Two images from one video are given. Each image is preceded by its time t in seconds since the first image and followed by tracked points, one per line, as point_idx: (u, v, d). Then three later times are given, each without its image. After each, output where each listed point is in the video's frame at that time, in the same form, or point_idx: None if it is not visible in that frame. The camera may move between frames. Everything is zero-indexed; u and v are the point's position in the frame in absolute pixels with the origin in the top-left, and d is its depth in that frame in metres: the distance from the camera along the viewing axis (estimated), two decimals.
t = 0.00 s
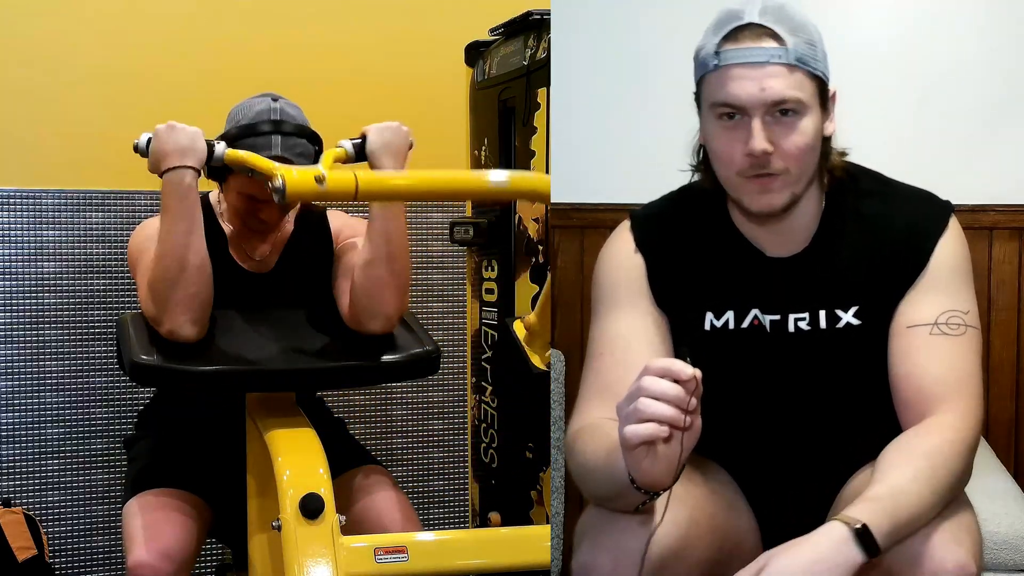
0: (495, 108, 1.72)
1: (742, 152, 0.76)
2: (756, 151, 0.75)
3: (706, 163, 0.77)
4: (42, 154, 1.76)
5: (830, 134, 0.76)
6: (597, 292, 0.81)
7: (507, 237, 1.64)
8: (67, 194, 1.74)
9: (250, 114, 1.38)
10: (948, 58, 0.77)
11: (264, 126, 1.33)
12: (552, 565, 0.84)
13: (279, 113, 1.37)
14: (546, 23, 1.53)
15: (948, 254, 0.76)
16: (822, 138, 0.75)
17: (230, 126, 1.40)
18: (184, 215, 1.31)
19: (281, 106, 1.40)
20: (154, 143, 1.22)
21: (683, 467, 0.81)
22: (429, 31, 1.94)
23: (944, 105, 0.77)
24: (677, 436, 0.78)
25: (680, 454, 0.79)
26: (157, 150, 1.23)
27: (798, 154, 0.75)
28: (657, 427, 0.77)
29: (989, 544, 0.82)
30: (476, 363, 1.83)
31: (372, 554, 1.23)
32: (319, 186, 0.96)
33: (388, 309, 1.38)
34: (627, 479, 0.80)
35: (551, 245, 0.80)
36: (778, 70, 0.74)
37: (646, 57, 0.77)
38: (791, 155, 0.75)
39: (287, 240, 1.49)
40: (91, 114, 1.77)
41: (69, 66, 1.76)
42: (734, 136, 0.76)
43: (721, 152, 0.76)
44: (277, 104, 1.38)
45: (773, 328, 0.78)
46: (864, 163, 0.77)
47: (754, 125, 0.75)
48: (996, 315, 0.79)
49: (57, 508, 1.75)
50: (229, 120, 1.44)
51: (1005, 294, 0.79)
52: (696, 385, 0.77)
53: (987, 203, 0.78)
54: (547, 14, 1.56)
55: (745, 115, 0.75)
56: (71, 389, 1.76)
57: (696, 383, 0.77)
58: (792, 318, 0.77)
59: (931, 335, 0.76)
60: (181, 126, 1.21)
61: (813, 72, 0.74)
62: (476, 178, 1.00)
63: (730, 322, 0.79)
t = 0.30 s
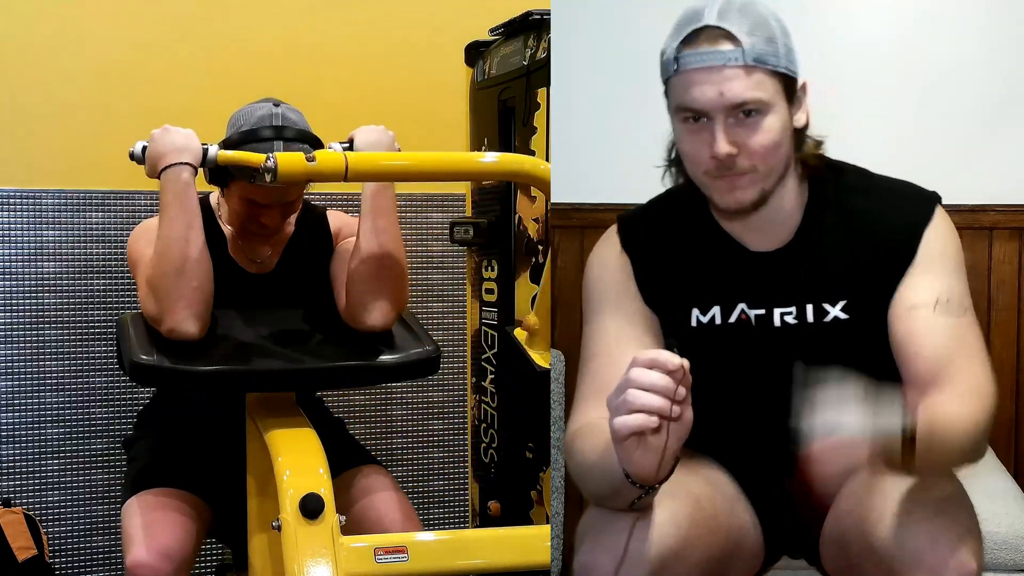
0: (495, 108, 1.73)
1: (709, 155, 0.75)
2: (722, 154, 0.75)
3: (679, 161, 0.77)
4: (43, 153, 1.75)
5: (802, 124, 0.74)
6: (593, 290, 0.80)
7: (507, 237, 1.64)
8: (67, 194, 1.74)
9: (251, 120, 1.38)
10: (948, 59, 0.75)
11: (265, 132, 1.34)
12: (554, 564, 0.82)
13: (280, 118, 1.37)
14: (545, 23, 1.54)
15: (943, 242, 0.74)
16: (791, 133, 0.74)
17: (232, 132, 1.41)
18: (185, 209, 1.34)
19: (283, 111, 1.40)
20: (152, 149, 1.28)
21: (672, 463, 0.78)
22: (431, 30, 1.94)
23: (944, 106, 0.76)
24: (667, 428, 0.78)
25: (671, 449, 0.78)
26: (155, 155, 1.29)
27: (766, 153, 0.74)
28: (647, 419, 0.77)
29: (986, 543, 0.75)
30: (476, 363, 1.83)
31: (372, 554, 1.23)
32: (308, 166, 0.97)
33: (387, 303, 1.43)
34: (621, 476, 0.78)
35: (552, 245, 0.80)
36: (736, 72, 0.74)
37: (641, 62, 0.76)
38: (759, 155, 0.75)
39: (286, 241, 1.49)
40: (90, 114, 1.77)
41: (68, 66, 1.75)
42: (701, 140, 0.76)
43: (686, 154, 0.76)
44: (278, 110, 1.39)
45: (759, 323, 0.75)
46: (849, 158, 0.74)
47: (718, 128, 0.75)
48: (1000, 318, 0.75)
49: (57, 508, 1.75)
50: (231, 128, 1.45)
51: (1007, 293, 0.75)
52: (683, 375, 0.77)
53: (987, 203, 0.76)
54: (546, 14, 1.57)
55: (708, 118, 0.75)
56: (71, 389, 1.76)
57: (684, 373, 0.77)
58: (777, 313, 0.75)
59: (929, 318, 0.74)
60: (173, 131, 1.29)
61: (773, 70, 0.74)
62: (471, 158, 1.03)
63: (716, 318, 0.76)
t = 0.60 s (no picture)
0: (495, 109, 1.73)
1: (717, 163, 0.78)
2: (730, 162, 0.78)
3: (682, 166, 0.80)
4: (43, 152, 1.76)
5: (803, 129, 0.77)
6: (592, 294, 0.84)
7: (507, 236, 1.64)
8: (66, 194, 1.75)
9: (254, 109, 1.37)
10: (948, 59, 0.78)
11: (271, 124, 1.34)
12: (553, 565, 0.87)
13: (284, 109, 1.37)
14: (545, 23, 1.54)
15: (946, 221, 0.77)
16: (796, 138, 0.77)
17: (233, 121, 1.40)
18: (189, 221, 1.34)
19: (286, 101, 1.40)
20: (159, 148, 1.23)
21: (673, 457, 0.82)
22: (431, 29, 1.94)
23: (943, 107, 0.78)
24: (667, 421, 0.81)
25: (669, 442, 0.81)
26: (161, 154, 1.24)
27: (772, 160, 0.77)
28: (646, 412, 0.80)
29: (986, 544, 0.80)
30: (476, 363, 1.83)
31: (372, 554, 1.24)
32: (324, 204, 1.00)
33: (394, 315, 1.36)
34: (621, 474, 0.82)
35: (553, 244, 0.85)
36: (744, 81, 0.76)
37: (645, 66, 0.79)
38: (766, 162, 0.77)
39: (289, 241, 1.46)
40: (90, 114, 1.77)
41: (68, 66, 1.76)
42: (708, 148, 0.78)
43: (696, 164, 0.79)
44: (282, 100, 1.38)
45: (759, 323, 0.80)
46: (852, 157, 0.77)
47: (727, 137, 0.77)
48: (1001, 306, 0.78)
49: (57, 508, 1.75)
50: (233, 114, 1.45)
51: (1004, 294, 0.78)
52: (683, 369, 0.80)
53: (988, 203, 0.78)
54: (546, 14, 1.57)
55: (715, 128, 0.77)
56: (71, 389, 1.76)
57: (684, 367, 0.80)
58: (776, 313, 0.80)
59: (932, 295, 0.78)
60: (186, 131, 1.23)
61: (780, 77, 0.76)
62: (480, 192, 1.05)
63: (715, 320, 0.81)
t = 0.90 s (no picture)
0: (495, 109, 1.72)
1: (703, 152, 0.81)
2: (717, 150, 0.81)
3: (672, 161, 0.82)
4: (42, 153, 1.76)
5: (793, 126, 0.80)
6: (590, 294, 0.86)
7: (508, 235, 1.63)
8: (66, 194, 1.76)
9: (255, 101, 1.41)
10: (949, 58, 0.80)
11: (273, 116, 1.38)
12: (553, 564, 0.89)
13: (287, 102, 1.41)
14: (545, 23, 1.54)
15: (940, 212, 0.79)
16: (785, 131, 0.80)
17: (233, 113, 1.43)
18: (192, 260, 1.29)
19: (287, 95, 1.44)
20: (170, 169, 1.19)
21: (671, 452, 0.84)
22: (428, 29, 1.94)
23: (944, 105, 0.80)
24: (663, 414, 0.83)
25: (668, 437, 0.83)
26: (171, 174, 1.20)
27: (759, 149, 0.80)
28: (644, 405, 0.83)
29: (986, 544, 0.81)
30: (475, 363, 1.81)
31: (372, 554, 1.24)
32: (342, 289, 1.08)
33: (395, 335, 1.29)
34: (620, 471, 0.84)
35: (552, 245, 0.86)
36: (732, 70, 0.79)
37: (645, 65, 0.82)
38: (753, 150, 0.80)
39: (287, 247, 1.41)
40: (89, 113, 1.76)
41: (67, 66, 1.76)
42: (697, 137, 0.81)
43: (682, 151, 0.82)
44: (285, 94, 1.42)
45: (756, 321, 0.81)
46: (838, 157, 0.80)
47: (715, 127, 0.81)
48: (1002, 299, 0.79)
49: (57, 508, 1.75)
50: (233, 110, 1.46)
51: (1006, 296, 0.79)
52: (680, 363, 0.82)
53: (986, 203, 0.80)
54: (547, 13, 1.58)
55: (702, 115, 0.81)
56: (71, 389, 1.76)
57: (681, 360, 0.82)
58: (777, 311, 0.81)
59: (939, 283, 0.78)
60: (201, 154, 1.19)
61: (768, 69, 0.79)
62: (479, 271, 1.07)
63: (710, 318, 0.83)
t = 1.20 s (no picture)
0: (495, 109, 1.73)
1: (714, 149, 0.92)
2: (727, 149, 0.92)
3: (681, 156, 0.93)
4: (47, 153, 1.76)
5: (805, 132, 0.91)
6: (590, 296, 0.96)
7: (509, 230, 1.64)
8: (67, 194, 1.75)
9: (257, 87, 1.43)
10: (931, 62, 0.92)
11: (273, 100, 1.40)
12: (553, 565, 0.98)
13: (288, 88, 1.42)
14: (545, 23, 1.54)
15: (938, 246, 0.90)
16: (797, 136, 0.91)
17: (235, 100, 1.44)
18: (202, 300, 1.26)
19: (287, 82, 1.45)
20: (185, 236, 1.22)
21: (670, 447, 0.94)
22: (429, 28, 1.93)
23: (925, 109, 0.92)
24: (661, 409, 0.92)
25: (664, 429, 0.93)
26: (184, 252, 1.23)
27: (767, 150, 0.91)
28: (643, 399, 0.92)
29: (987, 543, 0.91)
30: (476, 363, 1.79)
31: (372, 554, 1.25)
32: (344, 408, 1.11)
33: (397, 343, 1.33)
34: (620, 467, 0.94)
35: (553, 245, 0.96)
36: (747, 71, 0.90)
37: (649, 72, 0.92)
38: (761, 150, 0.91)
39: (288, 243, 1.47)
40: (91, 114, 1.77)
41: (68, 66, 1.76)
42: (708, 134, 0.92)
43: (694, 146, 0.92)
44: (286, 81, 1.43)
45: (757, 323, 0.92)
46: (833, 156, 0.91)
47: (727, 125, 0.91)
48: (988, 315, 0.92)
49: (57, 508, 1.75)
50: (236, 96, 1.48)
51: (1006, 294, 0.91)
52: (679, 357, 0.92)
53: (987, 203, 0.92)
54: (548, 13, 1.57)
55: (716, 113, 0.91)
56: (71, 389, 1.75)
57: (679, 355, 0.92)
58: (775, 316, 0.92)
59: (923, 325, 0.90)
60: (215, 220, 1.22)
61: (784, 73, 0.90)
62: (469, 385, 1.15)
63: (715, 319, 0.93)
